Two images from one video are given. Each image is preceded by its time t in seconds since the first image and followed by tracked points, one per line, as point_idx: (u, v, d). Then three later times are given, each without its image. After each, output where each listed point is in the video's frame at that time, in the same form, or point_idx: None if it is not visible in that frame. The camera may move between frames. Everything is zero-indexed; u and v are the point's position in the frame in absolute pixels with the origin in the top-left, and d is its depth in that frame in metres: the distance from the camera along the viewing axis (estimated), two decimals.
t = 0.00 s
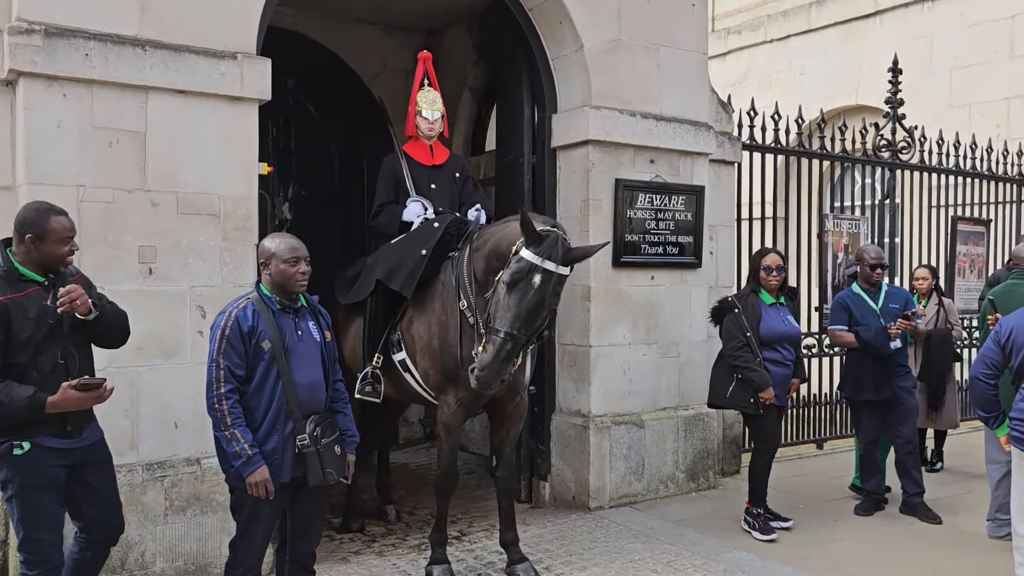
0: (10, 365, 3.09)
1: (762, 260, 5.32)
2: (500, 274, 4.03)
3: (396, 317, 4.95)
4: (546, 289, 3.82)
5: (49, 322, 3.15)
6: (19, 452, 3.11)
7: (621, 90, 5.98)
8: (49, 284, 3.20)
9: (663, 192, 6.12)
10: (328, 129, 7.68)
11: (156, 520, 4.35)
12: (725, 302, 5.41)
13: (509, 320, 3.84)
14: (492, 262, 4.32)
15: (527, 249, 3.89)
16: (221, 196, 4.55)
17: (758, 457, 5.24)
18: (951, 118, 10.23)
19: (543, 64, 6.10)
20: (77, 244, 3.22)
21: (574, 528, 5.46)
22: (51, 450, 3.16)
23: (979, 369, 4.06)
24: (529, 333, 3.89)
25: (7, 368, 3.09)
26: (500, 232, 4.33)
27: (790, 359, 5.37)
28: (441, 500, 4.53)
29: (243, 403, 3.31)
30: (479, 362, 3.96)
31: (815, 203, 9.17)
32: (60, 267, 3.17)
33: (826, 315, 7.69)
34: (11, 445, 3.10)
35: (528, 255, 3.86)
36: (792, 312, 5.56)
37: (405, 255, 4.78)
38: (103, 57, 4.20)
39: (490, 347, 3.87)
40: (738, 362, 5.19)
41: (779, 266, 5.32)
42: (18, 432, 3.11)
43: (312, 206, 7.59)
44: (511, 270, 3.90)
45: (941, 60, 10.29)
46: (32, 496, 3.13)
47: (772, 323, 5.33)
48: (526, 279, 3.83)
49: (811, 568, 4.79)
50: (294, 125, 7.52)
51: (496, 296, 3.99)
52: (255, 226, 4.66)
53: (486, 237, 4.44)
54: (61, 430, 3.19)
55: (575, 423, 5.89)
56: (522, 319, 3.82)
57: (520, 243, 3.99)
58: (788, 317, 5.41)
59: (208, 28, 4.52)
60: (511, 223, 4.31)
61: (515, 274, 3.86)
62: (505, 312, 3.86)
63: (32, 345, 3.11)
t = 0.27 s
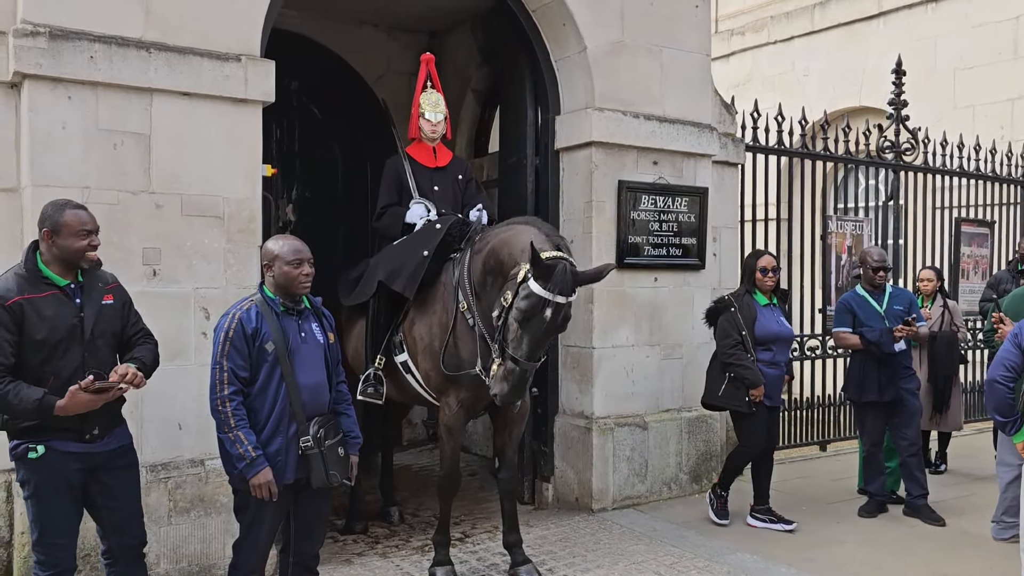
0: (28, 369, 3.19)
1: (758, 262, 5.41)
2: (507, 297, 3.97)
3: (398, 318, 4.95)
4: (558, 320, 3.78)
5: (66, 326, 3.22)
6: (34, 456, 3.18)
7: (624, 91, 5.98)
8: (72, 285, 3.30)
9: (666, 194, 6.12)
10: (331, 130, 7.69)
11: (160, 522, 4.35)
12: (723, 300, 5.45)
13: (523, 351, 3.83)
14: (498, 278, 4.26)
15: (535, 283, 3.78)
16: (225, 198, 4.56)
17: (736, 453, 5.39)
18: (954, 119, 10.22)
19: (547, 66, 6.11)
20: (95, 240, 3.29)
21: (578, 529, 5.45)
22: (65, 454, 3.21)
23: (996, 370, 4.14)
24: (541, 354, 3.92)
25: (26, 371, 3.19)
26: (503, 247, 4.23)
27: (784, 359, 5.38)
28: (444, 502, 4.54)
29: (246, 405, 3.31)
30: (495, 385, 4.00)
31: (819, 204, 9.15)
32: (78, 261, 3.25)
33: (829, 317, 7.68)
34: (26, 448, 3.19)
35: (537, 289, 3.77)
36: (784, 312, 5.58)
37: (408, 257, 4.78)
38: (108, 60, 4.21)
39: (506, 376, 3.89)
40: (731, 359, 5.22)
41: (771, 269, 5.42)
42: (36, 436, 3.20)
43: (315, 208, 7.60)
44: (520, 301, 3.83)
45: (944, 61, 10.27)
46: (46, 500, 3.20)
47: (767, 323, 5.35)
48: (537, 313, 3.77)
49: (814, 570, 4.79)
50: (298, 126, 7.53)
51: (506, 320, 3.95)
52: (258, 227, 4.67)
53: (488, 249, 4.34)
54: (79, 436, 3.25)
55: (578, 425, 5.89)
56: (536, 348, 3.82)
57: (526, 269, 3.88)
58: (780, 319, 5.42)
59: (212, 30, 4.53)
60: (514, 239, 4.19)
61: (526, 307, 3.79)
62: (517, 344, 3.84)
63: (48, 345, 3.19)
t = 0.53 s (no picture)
0: (57, 369, 3.19)
1: (753, 266, 5.43)
2: (524, 318, 3.94)
3: (399, 319, 4.94)
4: (576, 345, 3.80)
5: (95, 326, 3.23)
6: (65, 460, 3.18)
7: (626, 92, 5.98)
8: (106, 287, 3.32)
9: (668, 195, 6.12)
10: (333, 132, 7.69)
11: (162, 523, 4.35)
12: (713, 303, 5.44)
13: (539, 374, 3.83)
14: (511, 292, 4.25)
15: (556, 308, 3.77)
16: (228, 199, 4.56)
17: (721, 451, 5.51)
18: (956, 120, 10.21)
19: (549, 67, 6.11)
20: (128, 242, 3.31)
21: (580, 531, 5.45)
22: (94, 458, 3.22)
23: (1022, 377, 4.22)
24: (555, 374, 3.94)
25: (55, 372, 3.20)
26: (519, 262, 4.19)
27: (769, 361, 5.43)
28: (446, 504, 4.53)
29: (248, 407, 3.31)
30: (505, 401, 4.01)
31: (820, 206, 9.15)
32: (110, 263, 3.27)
33: (832, 318, 7.66)
34: (57, 453, 3.18)
35: (558, 315, 3.75)
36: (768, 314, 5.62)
37: (409, 258, 4.77)
38: (110, 61, 4.21)
39: (519, 396, 3.90)
40: (721, 366, 5.23)
41: (764, 271, 5.47)
42: (65, 440, 3.20)
43: (317, 209, 7.60)
44: (540, 325, 3.81)
45: (946, 62, 10.27)
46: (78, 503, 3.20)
47: (755, 328, 5.37)
48: (556, 338, 3.77)
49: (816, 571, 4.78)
50: (299, 127, 7.53)
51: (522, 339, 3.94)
52: (260, 229, 4.66)
53: (500, 260, 4.30)
54: (111, 440, 3.25)
55: (580, 427, 5.89)
56: (553, 372, 3.83)
57: (546, 293, 3.84)
58: (768, 321, 5.49)
59: (215, 32, 4.53)
60: (530, 255, 4.16)
61: (545, 332, 3.78)
62: (534, 365, 3.84)
63: (78, 344, 3.20)
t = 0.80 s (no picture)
0: (88, 370, 3.14)
1: (741, 266, 5.43)
2: (540, 330, 3.88)
3: (398, 320, 4.93)
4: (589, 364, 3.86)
5: (130, 328, 3.22)
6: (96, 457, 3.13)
7: (627, 93, 5.97)
8: (136, 290, 3.30)
9: (669, 196, 6.11)
10: (333, 132, 7.67)
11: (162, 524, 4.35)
12: (697, 305, 5.47)
13: (551, 388, 3.83)
14: (521, 301, 4.20)
15: (581, 327, 3.76)
16: (228, 200, 4.56)
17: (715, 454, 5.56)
18: (958, 121, 10.20)
19: (549, 67, 6.10)
20: (157, 243, 3.29)
21: (580, 532, 5.44)
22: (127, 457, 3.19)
23: None
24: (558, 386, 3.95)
25: (85, 373, 3.15)
26: (538, 273, 4.16)
27: (759, 359, 5.44)
28: (446, 505, 4.53)
29: (248, 407, 3.31)
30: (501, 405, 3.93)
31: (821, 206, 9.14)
32: (143, 263, 3.25)
33: (833, 319, 7.65)
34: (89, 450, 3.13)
35: (582, 335, 3.75)
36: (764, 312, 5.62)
37: (409, 258, 4.76)
38: (110, 62, 4.21)
39: (523, 403, 3.84)
40: (705, 366, 5.28)
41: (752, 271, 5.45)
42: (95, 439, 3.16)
43: (318, 210, 7.58)
44: (560, 341, 3.79)
45: (948, 63, 10.26)
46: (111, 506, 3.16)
47: (741, 328, 5.39)
48: (574, 356, 3.79)
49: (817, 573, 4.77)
50: (300, 128, 7.52)
51: (533, 351, 3.86)
52: (260, 230, 4.66)
53: (515, 268, 4.25)
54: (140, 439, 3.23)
55: (580, 428, 5.88)
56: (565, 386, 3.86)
57: (572, 310, 3.81)
58: (756, 320, 5.49)
59: (215, 33, 4.53)
60: (551, 269, 4.14)
61: (564, 351, 3.78)
62: (547, 378, 3.82)
63: (112, 345, 3.17)
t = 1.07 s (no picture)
0: (108, 371, 3.08)
1: (732, 263, 5.44)
2: (550, 352, 3.91)
3: (397, 320, 4.91)
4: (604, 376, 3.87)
5: (152, 329, 3.17)
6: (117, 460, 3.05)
7: (626, 94, 5.96)
8: (151, 291, 3.24)
9: (669, 196, 6.10)
10: (333, 132, 7.68)
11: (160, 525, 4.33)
12: (695, 304, 5.52)
13: (569, 405, 3.85)
14: (529, 311, 4.21)
15: (587, 347, 3.78)
16: (227, 200, 4.55)
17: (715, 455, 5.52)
18: (958, 122, 10.18)
19: (549, 68, 6.09)
20: (169, 243, 3.23)
21: (580, 533, 5.43)
22: (145, 459, 3.14)
23: None
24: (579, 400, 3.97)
25: (105, 373, 3.07)
26: (542, 283, 4.15)
27: (760, 359, 5.41)
28: (446, 506, 4.52)
29: (247, 408, 3.30)
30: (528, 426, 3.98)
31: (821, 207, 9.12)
32: (158, 263, 3.20)
33: (833, 319, 7.64)
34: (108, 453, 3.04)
35: (589, 354, 3.78)
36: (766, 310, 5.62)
37: (408, 259, 4.75)
38: (109, 62, 4.20)
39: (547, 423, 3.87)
40: (703, 364, 5.34)
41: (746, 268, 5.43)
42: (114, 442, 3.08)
43: (318, 211, 7.57)
44: (569, 362, 3.82)
45: (948, 63, 10.25)
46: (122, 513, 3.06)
47: (739, 324, 5.39)
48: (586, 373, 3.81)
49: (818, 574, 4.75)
50: (299, 128, 7.53)
51: (547, 373, 3.90)
52: (259, 231, 4.65)
53: (518, 276, 4.24)
54: (151, 442, 3.18)
55: (580, 429, 5.87)
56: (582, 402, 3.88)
57: (576, 330, 3.84)
58: (756, 318, 5.47)
59: (214, 33, 4.52)
60: (555, 279, 4.12)
61: (576, 369, 3.80)
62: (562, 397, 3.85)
63: (135, 347, 3.12)
